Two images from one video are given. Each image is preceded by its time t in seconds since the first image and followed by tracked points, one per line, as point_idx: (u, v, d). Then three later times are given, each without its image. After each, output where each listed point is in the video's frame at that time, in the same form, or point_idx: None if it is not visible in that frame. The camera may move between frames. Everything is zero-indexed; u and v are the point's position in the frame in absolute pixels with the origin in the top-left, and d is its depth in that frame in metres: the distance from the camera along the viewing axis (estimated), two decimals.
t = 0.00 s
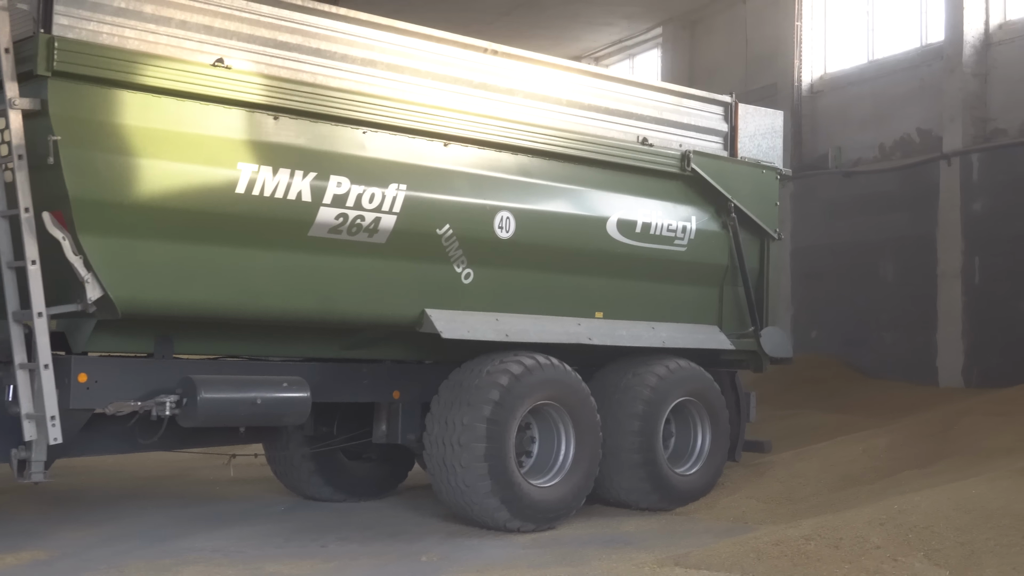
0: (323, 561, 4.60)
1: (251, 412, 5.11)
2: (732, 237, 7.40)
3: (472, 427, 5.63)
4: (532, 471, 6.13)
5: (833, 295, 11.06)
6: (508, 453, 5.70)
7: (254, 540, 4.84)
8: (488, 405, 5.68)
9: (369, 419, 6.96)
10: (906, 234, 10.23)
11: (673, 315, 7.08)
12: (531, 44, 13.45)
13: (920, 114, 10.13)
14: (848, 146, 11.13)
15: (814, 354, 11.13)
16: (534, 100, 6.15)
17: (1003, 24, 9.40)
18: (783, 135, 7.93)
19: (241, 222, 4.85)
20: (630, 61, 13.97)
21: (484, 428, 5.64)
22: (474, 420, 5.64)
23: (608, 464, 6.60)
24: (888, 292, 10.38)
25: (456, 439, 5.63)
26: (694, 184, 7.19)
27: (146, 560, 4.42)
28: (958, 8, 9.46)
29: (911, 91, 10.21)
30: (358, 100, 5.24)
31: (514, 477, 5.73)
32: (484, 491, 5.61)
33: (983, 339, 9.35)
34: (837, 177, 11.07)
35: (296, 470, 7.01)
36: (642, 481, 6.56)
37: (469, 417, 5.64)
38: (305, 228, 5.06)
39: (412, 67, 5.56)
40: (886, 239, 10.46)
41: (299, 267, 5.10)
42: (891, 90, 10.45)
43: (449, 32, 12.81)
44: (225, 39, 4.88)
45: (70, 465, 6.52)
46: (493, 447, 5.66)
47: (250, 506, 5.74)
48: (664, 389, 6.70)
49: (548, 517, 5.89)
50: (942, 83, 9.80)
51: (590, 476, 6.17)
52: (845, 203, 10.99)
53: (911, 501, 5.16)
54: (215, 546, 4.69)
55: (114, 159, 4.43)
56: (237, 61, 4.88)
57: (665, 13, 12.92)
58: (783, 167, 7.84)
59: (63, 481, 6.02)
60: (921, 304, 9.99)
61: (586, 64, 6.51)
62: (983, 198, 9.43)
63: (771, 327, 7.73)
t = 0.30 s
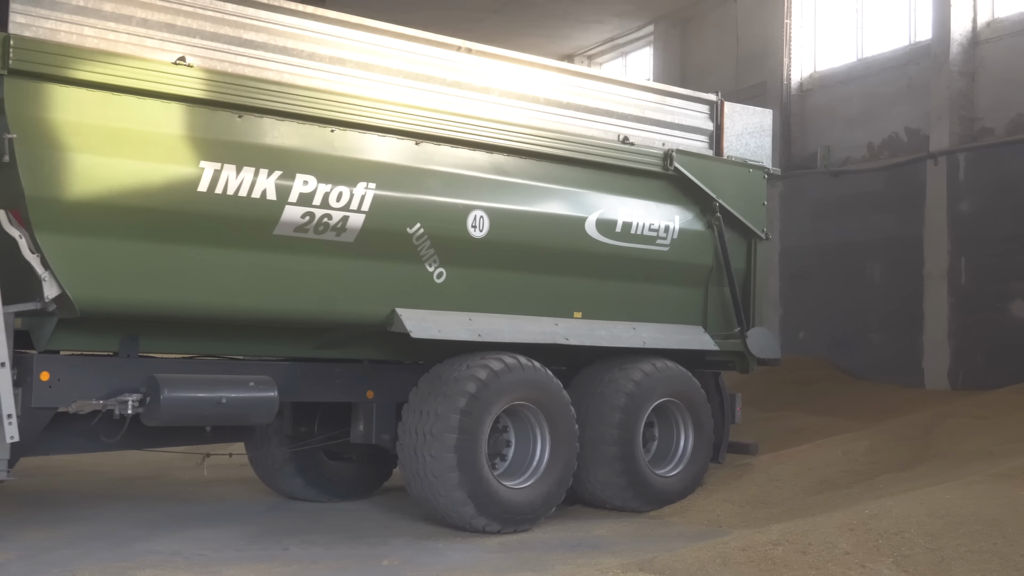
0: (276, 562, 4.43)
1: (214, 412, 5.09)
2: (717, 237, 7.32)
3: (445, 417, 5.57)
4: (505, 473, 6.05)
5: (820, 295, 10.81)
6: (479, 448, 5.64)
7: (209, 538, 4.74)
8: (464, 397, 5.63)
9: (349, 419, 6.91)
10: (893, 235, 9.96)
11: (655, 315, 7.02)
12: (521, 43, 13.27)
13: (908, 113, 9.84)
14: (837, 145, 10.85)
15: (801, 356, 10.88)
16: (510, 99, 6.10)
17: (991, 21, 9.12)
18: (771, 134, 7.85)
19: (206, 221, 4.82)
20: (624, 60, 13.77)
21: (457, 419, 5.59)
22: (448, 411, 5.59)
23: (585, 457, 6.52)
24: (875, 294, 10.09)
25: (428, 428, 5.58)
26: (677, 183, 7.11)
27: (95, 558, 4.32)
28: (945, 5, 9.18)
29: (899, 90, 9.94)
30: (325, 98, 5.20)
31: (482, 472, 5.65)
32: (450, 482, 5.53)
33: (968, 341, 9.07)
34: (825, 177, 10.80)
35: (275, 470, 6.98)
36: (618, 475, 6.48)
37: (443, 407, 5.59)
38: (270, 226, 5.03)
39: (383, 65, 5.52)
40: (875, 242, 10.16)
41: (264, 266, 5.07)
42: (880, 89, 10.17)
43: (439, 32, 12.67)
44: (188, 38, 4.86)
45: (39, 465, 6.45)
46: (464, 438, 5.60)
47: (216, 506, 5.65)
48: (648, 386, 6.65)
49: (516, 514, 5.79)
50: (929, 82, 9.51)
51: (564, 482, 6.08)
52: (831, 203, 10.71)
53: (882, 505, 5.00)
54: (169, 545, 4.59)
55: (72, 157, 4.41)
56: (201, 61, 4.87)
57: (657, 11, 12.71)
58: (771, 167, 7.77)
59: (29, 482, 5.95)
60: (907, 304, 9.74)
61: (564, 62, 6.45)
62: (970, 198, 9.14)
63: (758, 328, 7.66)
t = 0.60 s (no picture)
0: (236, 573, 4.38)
1: (182, 418, 5.06)
2: (705, 241, 7.23)
3: (423, 413, 5.51)
4: (482, 481, 5.96)
5: (808, 297, 10.47)
6: (455, 448, 5.56)
7: (173, 550, 4.70)
8: (444, 395, 5.57)
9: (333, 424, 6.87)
10: (883, 238, 9.63)
11: (642, 319, 6.93)
12: (514, 44, 13.10)
13: (898, 113, 9.58)
14: (827, 145, 10.54)
15: (789, 360, 10.63)
16: (490, 102, 6.04)
17: (981, 21, 8.88)
18: (762, 136, 7.76)
19: (173, 227, 4.81)
20: (617, 60, 13.45)
21: (435, 416, 5.52)
22: (427, 408, 5.52)
23: (566, 454, 6.42)
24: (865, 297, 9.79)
25: (406, 424, 5.51)
26: (663, 186, 7.03)
27: (53, 569, 4.29)
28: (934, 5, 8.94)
29: (889, 91, 9.69)
30: (295, 102, 5.17)
31: (456, 473, 5.56)
32: (421, 479, 5.43)
33: (953, 346, 8.80)
34: (814, 179, 10.52)
35: (257, 475, 6.93)
36: (598, 473, 6.36)
37: (423, 403, 5.53)
38: (238, 233, 5.00)
39: (356, 69, 5.48)
40: (865, 244, 9.84)
41: (233, 273, 5.04)
42: (870, 90, 9.90)
43: (431, 35, 12.54)
44: (152, 43, 4.85)
45: (14, 472, 6.42)
46: (441, 437, 5.52)
47: (187, 514, 5.60)
48: (636, 386, 6.58)
49: (488, 517, 5.67)
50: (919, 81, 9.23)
51: (540, 497, 5.97)
52: (822, 205, 10.41)
53: (858, 517, 4.91)
54: (131, 556, 4.54)
55: (30, 161, 4.40)
56: (166, 66, 4.86)
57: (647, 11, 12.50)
58: (761, 169, 7.68)
59: (2, 489, 5.92)
60: (894, 309, 9.45)
61: (546, 64, 6.39)
62: (958, 201, 8.87)
63: (748, 332, 7.55)
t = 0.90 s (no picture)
0: None
1: (148, 423, 5.02)
2: (690, 244, 7.03)
3: (399, 409, 5.45)
4: (455, 487, 5.86)
5: (797, 300, 10.37)
6: (428, 447, 5.50)
7: (134, 556, 4.65)
8: (422, 394, 5.52)
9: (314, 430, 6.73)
10: (869, 240, 9.53)
11: (625, 322, 6.76)
12: (507, 44, 12.96)
13: (885, 114, 9.48)
14: (816, 146, 10.45)
15: (778, 361, 10.50)
16: (466, 104, 5.95)
17: (968, 20, 8.79)
18: (751, 138, 7.57)
19: (135, 230, 4.76)
20: (609, 60, 13.29)
21: (410, 413, 5.46)
22: (403, 404, 5.47)
23: (545, 451, 6.30)
24: (851, 300, 9.69)
25: (380, 420, 5.45)
26: (647, 189, 6.86)
27: None
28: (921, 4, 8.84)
29: (876, 91, 9.59)
30: (262, 105, 5.12)
31: (427, 472, 5.49)
32: (391, 474, 5.37)
33: (940, 348, 8.70)
34: (802, 180, 10.42)
35: (238, 482, 6.81)
36: (576, 471, 6.24)
37: (399, 399, 5.48)
38: (204, 236, 4.96)
39: (327, 71, 5.42)
40: (851, 246, 9.73)
41: (198, 277, 4.99)
42: (857, 90, 9.81)
43: (423, 35, 12.42)
44: (115, 45, 4.81)
45: None
46: (415, 434, 5.46)
47: (156, 518, 5.54)
48: (623, 387, 6.49)
49: (456, 517, 5.58)
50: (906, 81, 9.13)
51: (512, 509, 5.87)
52: (810, 207, 10.31)
53: (830, 524, 4.82)
54: (88, 563, 4.50)
55: None
56: (128, 69, 4.81)
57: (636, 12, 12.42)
58: (750, 171, 7.48)
59: None
60: (880, 311, 9.34)
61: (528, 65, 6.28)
62: (944, 202, 8.76)
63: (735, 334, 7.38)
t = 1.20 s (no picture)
0: None
1: (112, 429, 4.98)
2: (675, 246, 6.76)
3: (374, 407, 5.39)
4: (427, 493, 5.76)
5: (786, 302, 10.27)
6: (400, 447, 5.42)
7: (92, 564, 4.60)
8: (398, 393, 5.46)
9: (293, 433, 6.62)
10: (856, 241, 9.42)
11: (604, 327, 6.52)
12: (498, 44, 12.86)
13: (872, 114, 9.38)
14: (805, 147, 10.35)
15: (766, 364, 10.38)
16: (438, 105, 5.88)
17: (955, 19, 8.69)
18: (739, 138, 7.26)
19: (93, 235, 4.71)
20: (601, 60, 13.30)
21: (384, 412, 5.39)
22: (378, 403, 5.41)
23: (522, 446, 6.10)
24: (837, 302, 9.57)
25: (354, 417, 5.39)
26: (630, 192, 6.64)
27: None
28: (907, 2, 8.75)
29: (864, 90, 9.48)
30: (225, 109, 5.07)
31: (397, 473, 5.41)
32: (360, 472, 5.29)
33: (926, 351, 8.57)
34: (788, 181, 10.31)
35: (216, 483, 6.70)
36: (552, 469, 6.05)
37: (375, 398, 5.42)
38: (168, 241, 4.91)
39: (294, 74, 5.37)
40: (837, 248, 9.62)
41: (160, 283, 4.94)
42: (845, 89, 9.71)
43: (413, 35, 12.33)
44: (75, 51, 4.78)
45: None
46: (387, 433, 5.39)
47: (121, 525, 5.49)
48: (612, 388, 6.33)
49: (424, 520, 5.49)
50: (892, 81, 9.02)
51: (481, 521, 5.75)
52: (797, 208, 10.20)
53: (799, 533, 4.72)
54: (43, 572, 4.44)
55: None
56: (88, 73, 4.78)
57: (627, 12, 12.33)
58: (736, 171, 7.17)
59: None
60: (867, 314, 9.22)
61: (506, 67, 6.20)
62: (929, 203, 8.63)
63: (721, 338, 7.08)
